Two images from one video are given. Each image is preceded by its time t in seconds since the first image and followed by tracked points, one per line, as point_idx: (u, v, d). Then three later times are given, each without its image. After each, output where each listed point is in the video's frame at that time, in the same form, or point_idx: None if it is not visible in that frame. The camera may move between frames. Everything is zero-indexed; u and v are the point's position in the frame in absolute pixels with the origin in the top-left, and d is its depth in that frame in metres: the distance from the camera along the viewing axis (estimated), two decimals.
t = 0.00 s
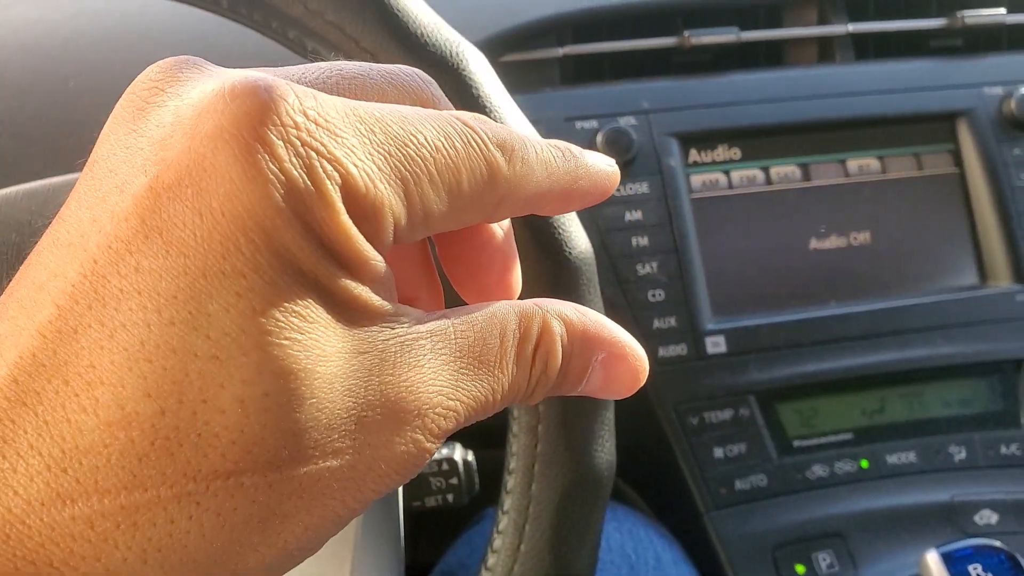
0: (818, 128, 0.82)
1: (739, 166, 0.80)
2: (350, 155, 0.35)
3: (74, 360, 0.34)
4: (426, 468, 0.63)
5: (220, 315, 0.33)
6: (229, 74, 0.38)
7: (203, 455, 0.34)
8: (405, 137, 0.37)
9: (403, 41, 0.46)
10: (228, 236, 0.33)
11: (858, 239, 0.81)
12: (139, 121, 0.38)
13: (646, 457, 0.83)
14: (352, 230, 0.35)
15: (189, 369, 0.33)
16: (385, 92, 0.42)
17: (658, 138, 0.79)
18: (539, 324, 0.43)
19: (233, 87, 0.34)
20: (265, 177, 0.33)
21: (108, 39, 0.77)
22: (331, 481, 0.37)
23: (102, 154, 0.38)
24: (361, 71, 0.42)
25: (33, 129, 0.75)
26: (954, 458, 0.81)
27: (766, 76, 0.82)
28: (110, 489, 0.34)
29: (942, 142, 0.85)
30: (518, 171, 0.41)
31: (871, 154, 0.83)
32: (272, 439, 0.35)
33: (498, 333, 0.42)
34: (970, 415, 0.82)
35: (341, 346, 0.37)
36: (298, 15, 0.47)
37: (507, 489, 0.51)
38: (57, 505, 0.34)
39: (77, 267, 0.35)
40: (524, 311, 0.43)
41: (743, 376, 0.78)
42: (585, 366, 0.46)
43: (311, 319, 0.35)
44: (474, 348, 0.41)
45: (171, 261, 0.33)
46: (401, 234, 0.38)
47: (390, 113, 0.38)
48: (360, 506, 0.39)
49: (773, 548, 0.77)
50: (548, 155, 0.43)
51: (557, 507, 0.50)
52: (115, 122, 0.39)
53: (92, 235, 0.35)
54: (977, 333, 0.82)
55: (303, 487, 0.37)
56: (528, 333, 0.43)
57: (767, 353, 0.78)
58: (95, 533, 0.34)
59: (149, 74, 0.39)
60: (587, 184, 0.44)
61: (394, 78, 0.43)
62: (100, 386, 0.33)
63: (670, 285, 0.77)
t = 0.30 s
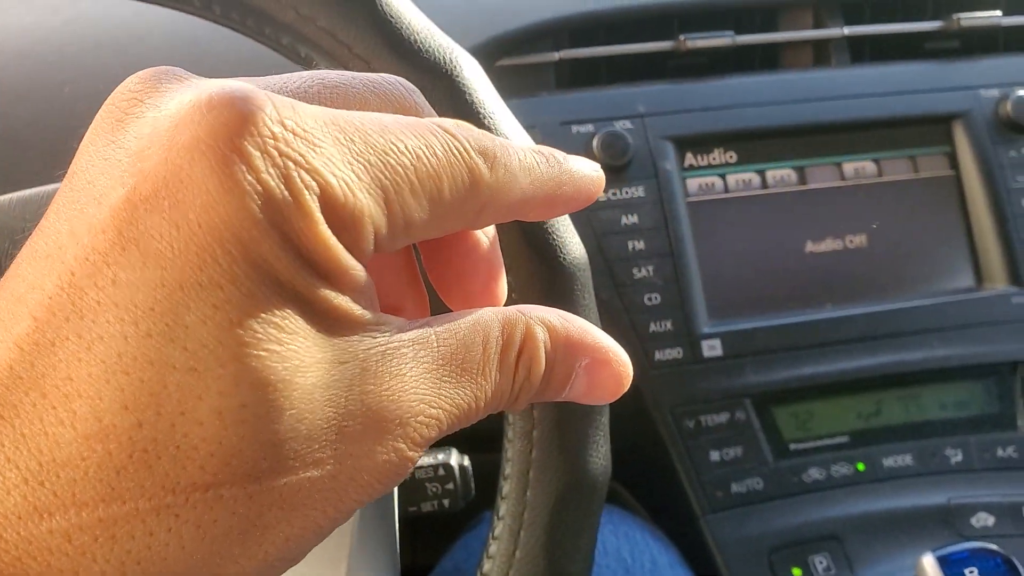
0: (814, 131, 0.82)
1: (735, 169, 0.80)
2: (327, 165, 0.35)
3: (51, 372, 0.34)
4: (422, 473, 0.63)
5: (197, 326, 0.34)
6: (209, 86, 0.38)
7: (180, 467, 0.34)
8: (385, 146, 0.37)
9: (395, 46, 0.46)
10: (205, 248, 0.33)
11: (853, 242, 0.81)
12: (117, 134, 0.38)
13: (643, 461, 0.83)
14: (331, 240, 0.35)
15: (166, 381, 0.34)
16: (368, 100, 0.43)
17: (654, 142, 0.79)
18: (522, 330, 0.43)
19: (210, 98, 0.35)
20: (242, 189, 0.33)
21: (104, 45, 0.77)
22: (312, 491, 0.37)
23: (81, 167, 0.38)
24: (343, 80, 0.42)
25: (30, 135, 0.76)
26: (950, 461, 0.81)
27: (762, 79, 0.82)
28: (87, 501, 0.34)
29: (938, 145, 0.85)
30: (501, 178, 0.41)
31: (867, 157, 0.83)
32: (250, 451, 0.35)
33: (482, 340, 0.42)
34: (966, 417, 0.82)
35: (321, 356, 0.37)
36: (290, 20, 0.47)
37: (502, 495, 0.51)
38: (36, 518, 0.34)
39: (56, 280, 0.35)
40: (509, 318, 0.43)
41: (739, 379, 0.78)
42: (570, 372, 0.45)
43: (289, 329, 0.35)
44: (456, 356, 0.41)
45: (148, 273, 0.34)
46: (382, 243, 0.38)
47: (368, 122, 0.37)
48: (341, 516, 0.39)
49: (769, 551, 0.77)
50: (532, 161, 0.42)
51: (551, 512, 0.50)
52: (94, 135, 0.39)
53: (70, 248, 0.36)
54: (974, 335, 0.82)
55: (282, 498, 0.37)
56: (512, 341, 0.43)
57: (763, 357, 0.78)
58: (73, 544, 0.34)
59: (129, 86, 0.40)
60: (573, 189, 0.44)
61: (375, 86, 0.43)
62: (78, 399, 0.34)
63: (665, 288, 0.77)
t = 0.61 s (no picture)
0: (815, 129, 0.82)
1: (736, 168, 0.80)
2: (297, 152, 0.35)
3: (17, 361, 0.33)
4: (423, 473, 0.63)
5: (165, 314, 0.33)
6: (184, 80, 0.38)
7: (148, 457, 0.34)
8: (356, 136, 0.37)
9: (395, 47, 0.46)
10: (173, 235, 0.33)
11: (855, 241, 0.81)
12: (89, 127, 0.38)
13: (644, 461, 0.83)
14: (299, 226, 0.35)
15: (135, 370, 0.33)
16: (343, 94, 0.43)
17: (654, 141, 0.78)
18: (496, 323, 0.43)
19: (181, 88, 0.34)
20: (211, 176, 0.33)
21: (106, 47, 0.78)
22: (283, 482, 0.37)
23: (54, 160, 0.38)
24: (316, 73, 0.42)
25: (30, 135, 0.76)
26: (952, 460, 0.81)
27: (762, 78, 0.82)
28: (54, 490, 0.33)
29: (939, 143, 0.85)
30: (475, 168, 0.40)
31: (868, 156, 0.83)
32: (220, 441, 0.35)
33: (456, 333, 0.41)
34: (968, 416, 0.82)
35: (292, 347, 0.36)
36: (290, 21, 0.47)
37: (503, 495, 0.51)
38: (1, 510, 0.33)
39: (23, 270, 0.35)
40: (484, 311, 0.43)
41: (740, 379, 0.78)
42: (545, 366, 0.45)
43: (260, 320, 0.35)
44: (431, 348, 0.40)
45: (116, 262, 0.33)
46: (353, 234, 0.37)
47: (338, 110, 0.37)
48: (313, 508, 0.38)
49: (771, 551, 0.77)
50: (506, 154, 0.42)
51: (552, 513, 0.50)
52: (69, 129, 0.39)
53: (39, 237, 0.35)
54: (976, 334, 0.82)
55: (253, 488, 0.36)
56: (486, 333, 0.42)
57: (764, 356, 0.78)
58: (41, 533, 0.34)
59: (103, 82, 0.39)
60: (546, 182, 0.43)
61: (348, 79, 0.43)
62: (43, 388, 0.33)
63: (666, 287, 0.77)
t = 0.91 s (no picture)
0: (815, 129, 0.82)
1: (736, 167, 0.80)
2: (284, 151, 0.35)
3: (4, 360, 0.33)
4: (423, 473, 0.63)
5: (152, 312, 0.33)
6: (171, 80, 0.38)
7: (136, 455, 0.34)
8: (343, 134, 0.37)
9: (396, 47, 0.46)
10: (160, 233, 0.33)
11: (855, 240, 0.81)
12: (76, 127, 0.37)
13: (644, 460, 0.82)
14: (285, 223, 0.35)
15: (122, 368, 0.33)
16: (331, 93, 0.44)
17: (654, 140, 0.78)
18: (485, 322, 0.43)
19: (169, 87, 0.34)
20: (198, 175, 0.33)
21: (106, 47, 0.78)
22: (271, 481, 0.37)
23: (40, 161, 0.38)
24: (306, 73, 0.44)
25: (28, 136, 0.75)
26: (953, 459, 0.80)
27: (763, 77, 0.82)
28: (41, 489, 0.33)
29: (940, 142, 0.84)
30: (462, 167, 0.40)
31: (869, 155, 0.83)
32: (207, 440, 0.34)
33: (445, 331, 0.41)
34: (969, 415, 0.82)
35: (280, 347, 0.36)
36: (288, 20, 0.46)
37: (504, 495, 0.51)
38: None
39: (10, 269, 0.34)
40: (472, 311, 0.43)
41: (741, 378, 0.78)
42: (533, 365, 0.45)
43: (249, 319, 0.35)
44: (418, 347, 0.40)
45: (105, 260, 0.33)
46: (341, 233, 0.38)
47: (326, 110, 0.37)
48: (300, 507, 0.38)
49: (772, 551, 0.77)
50: (494, 154, 0.42)
51: (553, 513, 0.50)
52: (56, 129, 0.38)
53: (26, 236, 0.35)
54: (977, 333, 0.82)
55: (240, 487, 0.36)
56: (473, 332, 0.42)
57: (765, 355, 0.78)
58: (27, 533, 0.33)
59: (90, 83, 0.39)
60: (535, 182, 0.43)
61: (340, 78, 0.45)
62: (30, 386, 0.33)
63: (666, 286, 0.77)
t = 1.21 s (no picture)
0: (813, 129, 0.82)
1: (734, 168, 0.80)
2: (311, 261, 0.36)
3: (58, 447, 0.34)
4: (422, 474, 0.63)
5: (201, 413, 0.34)
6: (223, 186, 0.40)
7: (175, 546, 0.34)
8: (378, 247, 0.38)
9: (394, 50, 0.46)
10: (216, 339, 0.34)
11: (853, 240, 0.81)
12: (126, 220, 0.39)
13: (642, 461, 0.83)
14: (326, 332, 0.36)
15: (169, 463, 0.34)
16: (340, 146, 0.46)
17: (652, 141, 0.78)
18: (497, 423, 0.43)
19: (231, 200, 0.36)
20: (252, 288, 0.35)
21: (106, 49, 0.78)
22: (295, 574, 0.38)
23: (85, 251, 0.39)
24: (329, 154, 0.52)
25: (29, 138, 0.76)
26: (952, 459, 0.80)
27: (760, 77, 0.82)
28: None
29: (938, 142, 0.85)
30: (483, 280, 0.41)
31: (867, 155, 0.83)
32: (242, 532, 0.36)
33: (459, 431, 0.42)
34: (968, 415, 0.82)
35: (308, 448, 0.37)
36: (286, 23, 0.45)
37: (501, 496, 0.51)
38: None
39: (61, 359, 0.35)
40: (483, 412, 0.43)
41: (739, 379, 0.78)
42: (540, 466, 0.45)
43: (286, 418, 0.36)
44: (434, 447, 0.41)
45: (161, 360, 0.34)
46: (371, 338, 0.39)
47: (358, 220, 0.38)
48: None
49: (769, 551, 0.77)
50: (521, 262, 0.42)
51: (551, 514, 0.50)
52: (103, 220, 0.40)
53: (83, 332, 0.36)
54: (975, 333, 0.82)
55: None
56: (484, 433, 0.43)
57: (763, 355, 0.78)
58: None
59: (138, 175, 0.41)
60: (542, 291, 0.44)
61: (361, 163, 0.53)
62: (85, 475, 0.33)
63: (664, 287, 0.77)
